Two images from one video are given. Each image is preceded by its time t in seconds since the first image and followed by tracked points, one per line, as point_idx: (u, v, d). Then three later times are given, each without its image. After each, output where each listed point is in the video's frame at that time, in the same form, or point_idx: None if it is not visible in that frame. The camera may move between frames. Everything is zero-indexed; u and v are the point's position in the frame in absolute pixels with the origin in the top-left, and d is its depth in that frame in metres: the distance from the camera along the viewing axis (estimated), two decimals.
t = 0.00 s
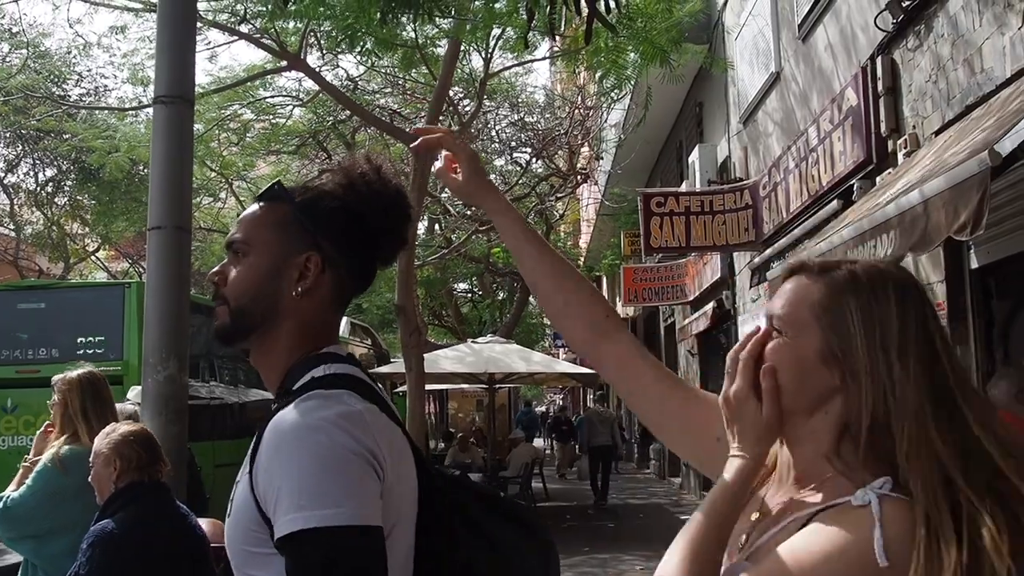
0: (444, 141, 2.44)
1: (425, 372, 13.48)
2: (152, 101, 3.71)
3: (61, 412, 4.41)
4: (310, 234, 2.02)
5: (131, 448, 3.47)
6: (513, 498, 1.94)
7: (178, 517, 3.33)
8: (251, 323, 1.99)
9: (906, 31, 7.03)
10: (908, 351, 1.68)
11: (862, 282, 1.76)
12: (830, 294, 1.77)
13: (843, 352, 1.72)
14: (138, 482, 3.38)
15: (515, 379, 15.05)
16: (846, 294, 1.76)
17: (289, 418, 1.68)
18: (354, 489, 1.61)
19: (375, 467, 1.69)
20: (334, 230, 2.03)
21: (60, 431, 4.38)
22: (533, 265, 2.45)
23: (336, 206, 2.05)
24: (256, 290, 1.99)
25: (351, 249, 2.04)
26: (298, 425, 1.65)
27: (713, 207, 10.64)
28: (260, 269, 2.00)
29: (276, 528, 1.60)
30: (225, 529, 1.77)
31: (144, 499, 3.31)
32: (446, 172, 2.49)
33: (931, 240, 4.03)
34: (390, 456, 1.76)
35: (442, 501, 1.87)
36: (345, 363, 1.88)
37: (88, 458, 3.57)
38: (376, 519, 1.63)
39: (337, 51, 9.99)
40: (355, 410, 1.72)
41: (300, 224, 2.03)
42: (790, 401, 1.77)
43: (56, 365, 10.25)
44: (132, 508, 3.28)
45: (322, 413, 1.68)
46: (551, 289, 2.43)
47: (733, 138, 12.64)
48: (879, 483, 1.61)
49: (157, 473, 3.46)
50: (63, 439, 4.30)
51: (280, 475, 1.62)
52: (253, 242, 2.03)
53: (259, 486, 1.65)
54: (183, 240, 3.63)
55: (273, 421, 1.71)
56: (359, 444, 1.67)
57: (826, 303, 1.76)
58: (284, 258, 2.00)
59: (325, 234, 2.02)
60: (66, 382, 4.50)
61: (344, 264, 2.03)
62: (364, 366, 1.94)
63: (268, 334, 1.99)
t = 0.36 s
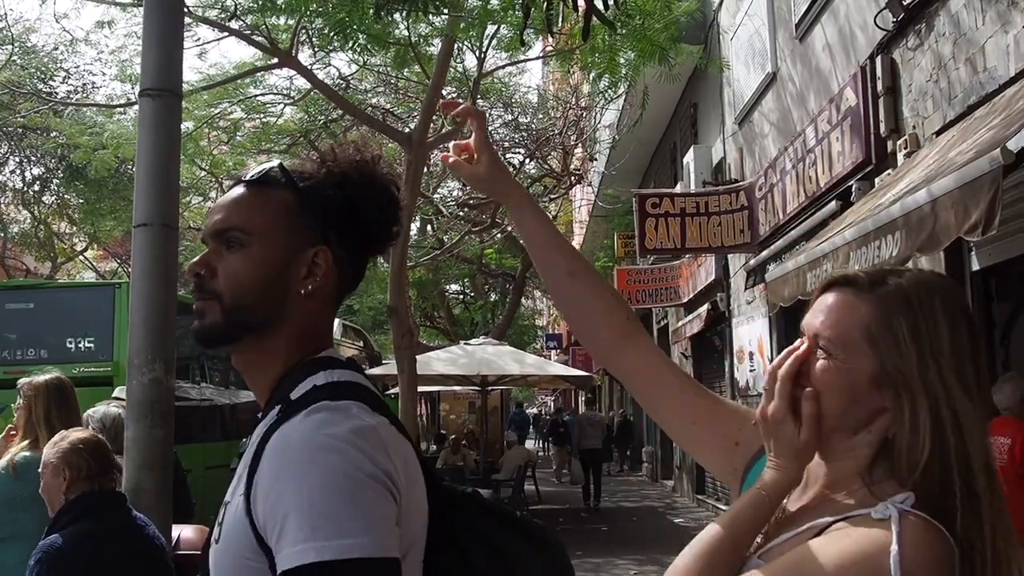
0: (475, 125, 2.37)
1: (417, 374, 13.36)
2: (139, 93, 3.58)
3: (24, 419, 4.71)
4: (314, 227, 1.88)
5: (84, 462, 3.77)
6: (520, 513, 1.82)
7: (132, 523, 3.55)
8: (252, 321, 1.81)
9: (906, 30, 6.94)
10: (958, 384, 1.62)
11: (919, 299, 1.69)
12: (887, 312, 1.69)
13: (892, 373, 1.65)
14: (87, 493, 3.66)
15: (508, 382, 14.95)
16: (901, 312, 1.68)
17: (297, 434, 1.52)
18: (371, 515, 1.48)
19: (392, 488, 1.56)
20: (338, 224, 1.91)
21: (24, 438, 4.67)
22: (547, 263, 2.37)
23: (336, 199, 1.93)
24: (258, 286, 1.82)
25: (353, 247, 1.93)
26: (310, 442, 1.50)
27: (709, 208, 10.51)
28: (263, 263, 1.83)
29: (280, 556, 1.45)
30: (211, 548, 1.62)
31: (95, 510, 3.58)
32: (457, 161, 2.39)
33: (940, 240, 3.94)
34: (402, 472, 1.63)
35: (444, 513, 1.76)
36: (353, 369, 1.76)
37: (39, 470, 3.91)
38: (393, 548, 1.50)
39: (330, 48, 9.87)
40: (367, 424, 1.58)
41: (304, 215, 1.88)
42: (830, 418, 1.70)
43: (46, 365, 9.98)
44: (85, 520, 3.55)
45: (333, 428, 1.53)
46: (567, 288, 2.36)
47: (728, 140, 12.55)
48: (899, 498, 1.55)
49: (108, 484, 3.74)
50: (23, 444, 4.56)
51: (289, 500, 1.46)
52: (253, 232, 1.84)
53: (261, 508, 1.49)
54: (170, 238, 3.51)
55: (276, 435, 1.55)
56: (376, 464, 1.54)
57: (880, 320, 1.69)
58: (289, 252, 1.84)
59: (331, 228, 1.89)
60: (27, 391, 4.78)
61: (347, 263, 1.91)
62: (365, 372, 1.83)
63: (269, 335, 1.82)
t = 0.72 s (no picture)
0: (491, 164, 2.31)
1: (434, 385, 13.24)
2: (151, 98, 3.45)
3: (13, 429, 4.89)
4: (328, 234, 1.74)
5: (57, 479, 3.98)
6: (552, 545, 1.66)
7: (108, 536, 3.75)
8: (266, 337, 1.65)
9: (936, 34, 6.77)
10: (1002, 435, 1.66)
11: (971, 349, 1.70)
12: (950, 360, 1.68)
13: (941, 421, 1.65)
14: (65, 510, 3.87)
15: (525, 392, 14.81)
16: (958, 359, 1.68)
17: (319, 466, 1.37)
18: (403, 558, 1.34)
19: (422, 525, 1.42)
20: (352, 230, 1.78)
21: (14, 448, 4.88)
22: (573, 297, 2.35)
23: (346, 204, 1.79)
24: (272, 298, 1.67)
25: (365, 257, 1.80)
26: (336, 476, 1.35)
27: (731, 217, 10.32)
28: (277, 273, 1.68)
29: None
30: None
31: (71, 528, 3.79)
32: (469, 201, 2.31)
33: (979, 250, 3.78)
34: (431, 506, 1.49)
35: (468, 545, 1.62)
36: (371, 391, 1.62)
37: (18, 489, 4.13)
38: None
39: (348, 55, 9.78)
40: (394, 456, 1.43)
41: (318, 221, 1.74)
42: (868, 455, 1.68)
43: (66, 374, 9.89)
44: (62, 537, 3.76)
45: (358, 462, 1.38)
46: (585, 325, 2.34)
47: (750, 147, 12.39)
48: (917, 524, 1.55)
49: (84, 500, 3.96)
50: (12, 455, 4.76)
51: (313, 541, 1.31)
52: (266, 239, 1.69)
53: (279, 548, 1.34)
54: (183, 245, 3.37)
55: (295, 468, 1.39)
56: (405, 501, 1.39)
57: (935, 364, 1.68)
58: (305, 262, 1.70)
59: (345, 235, 1.76)
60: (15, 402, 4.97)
61: (360, 274, 1.79)
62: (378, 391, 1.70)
63: (279, 352, 1.68)
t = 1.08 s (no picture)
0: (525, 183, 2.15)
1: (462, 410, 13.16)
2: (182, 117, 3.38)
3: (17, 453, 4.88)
4: (365, 252, 1.64)
5: (70, 505, 4.01)
6: None
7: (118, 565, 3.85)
8: (299, 365, 1.56)
9: (975, 60, 6.67)
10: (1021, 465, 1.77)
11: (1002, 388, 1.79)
12: (985, 401, 1.76)
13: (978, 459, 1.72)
14: (78, 537, 3.94)
15: (554, 419, 14.68)
16: (992, 399, 1.76)
17: (320, 502, 1.29)
18: None
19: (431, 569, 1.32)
20: (389, 249, 1.68)
21: (18, 472, 4.86)
22: (605, 327, 2.26)
23: (383, 221, 1.69)
24: (304, 323, 1.57)
25: (400, 279, 1.70)
26: (337, 515, 1.27)
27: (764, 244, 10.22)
28: (311, 296, 1.57)
29: None
30: None
31: (83, 554, 3.87)
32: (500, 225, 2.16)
33: None
34: (447, 548, 1.39)
35: None
36: (396, 424, 1.52)
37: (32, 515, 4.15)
38: None
39: (380, 80, 9.82)
40: (404, 493, 1.34)
41: (354, 240, 1.64)
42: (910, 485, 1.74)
43: (97, 395, 9.91)
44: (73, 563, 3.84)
45: (364, 498, 1.30)
46: (612, 358, 2.26)
47: (783, 174, 12.28)
48: (964, 558, 1.66)
49: (96, 527, 4.01)
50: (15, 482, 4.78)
51: None
52: (300, 260, 1.59)
53: None
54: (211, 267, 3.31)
55: (296, 503, 1.31)
56: (411, 545, 1.30)
57: (972, 404, 1.76)
58: (343, 283, 1.60)
59: (381, 256, 1.66)
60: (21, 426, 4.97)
61: (395, 298, 1.69)
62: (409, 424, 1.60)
63: (309, 382, 1.57)
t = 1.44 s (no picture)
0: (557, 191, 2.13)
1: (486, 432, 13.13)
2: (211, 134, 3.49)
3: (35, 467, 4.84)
4: (386, 260, 1.61)
5: (103, 518, 4.03)
6: None
7: None
8: (321, 378, 1.53)
9: (1006, 84, 6.61)
10: None
11: None
12: None
13: None
14: (105, 549, 3.96)
15: (577, 443, 14.60)
16: None
17: (333, 522, 1.28)
18: None
19: None
20: (409, 255, 1.65)
21: (34, 488, 4.82)
22: (636, 338, 2.22)
23: (401, 226, 1.66)
24: (325, 333, 1.54)
25: (422, 284, 1.67)
26: (348, 535, 1.26)
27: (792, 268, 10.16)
28: (331, 305, 1.55)
29: None
30: None
31: (110, 567, 3.90)
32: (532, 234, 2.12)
33: None
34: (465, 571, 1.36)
35: None
36: (420, 438, 1.49)
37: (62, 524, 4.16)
38: None
39: (408, 101, 9.88)
40: (420, 514, 1.31)
41: (372, 246, 1.61)
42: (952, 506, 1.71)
43: (125, 413, 9.94)
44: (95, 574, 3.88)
45: (376, 517, 1.28)
46: (643, 369, 2.22)
47: (811, 198, 12.21)
48: None
49: (125, 543, 4.04)
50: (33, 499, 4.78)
51: None
52: (317, 268, 1.56)
53: None
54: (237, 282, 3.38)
55: (309, 521, 1.30)
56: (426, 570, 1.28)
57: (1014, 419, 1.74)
58: (364, 292, 1.58)
59: (401, 260, 1.63)
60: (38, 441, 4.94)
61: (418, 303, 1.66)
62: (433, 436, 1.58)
63: (330, 394, 1.54)
